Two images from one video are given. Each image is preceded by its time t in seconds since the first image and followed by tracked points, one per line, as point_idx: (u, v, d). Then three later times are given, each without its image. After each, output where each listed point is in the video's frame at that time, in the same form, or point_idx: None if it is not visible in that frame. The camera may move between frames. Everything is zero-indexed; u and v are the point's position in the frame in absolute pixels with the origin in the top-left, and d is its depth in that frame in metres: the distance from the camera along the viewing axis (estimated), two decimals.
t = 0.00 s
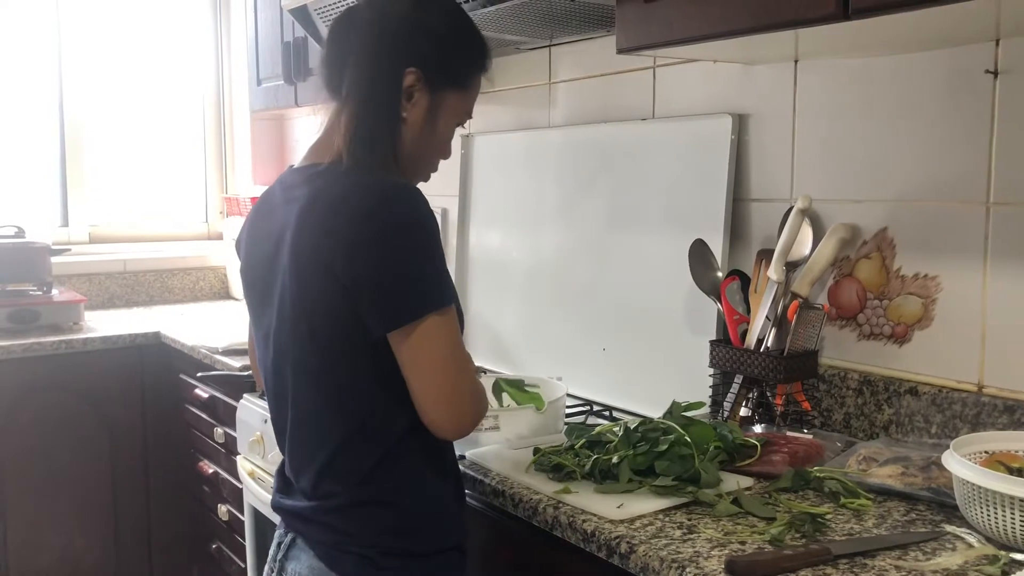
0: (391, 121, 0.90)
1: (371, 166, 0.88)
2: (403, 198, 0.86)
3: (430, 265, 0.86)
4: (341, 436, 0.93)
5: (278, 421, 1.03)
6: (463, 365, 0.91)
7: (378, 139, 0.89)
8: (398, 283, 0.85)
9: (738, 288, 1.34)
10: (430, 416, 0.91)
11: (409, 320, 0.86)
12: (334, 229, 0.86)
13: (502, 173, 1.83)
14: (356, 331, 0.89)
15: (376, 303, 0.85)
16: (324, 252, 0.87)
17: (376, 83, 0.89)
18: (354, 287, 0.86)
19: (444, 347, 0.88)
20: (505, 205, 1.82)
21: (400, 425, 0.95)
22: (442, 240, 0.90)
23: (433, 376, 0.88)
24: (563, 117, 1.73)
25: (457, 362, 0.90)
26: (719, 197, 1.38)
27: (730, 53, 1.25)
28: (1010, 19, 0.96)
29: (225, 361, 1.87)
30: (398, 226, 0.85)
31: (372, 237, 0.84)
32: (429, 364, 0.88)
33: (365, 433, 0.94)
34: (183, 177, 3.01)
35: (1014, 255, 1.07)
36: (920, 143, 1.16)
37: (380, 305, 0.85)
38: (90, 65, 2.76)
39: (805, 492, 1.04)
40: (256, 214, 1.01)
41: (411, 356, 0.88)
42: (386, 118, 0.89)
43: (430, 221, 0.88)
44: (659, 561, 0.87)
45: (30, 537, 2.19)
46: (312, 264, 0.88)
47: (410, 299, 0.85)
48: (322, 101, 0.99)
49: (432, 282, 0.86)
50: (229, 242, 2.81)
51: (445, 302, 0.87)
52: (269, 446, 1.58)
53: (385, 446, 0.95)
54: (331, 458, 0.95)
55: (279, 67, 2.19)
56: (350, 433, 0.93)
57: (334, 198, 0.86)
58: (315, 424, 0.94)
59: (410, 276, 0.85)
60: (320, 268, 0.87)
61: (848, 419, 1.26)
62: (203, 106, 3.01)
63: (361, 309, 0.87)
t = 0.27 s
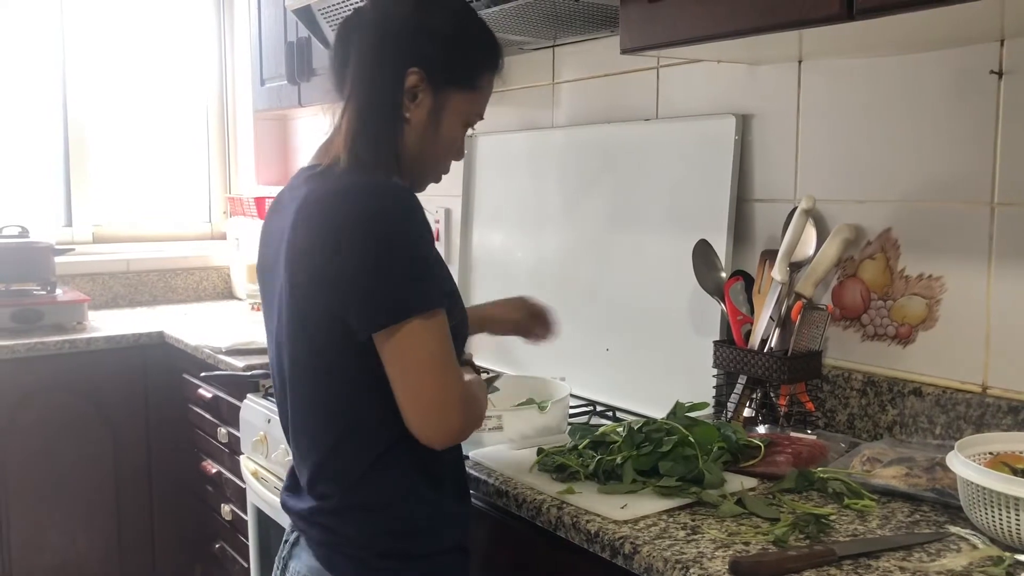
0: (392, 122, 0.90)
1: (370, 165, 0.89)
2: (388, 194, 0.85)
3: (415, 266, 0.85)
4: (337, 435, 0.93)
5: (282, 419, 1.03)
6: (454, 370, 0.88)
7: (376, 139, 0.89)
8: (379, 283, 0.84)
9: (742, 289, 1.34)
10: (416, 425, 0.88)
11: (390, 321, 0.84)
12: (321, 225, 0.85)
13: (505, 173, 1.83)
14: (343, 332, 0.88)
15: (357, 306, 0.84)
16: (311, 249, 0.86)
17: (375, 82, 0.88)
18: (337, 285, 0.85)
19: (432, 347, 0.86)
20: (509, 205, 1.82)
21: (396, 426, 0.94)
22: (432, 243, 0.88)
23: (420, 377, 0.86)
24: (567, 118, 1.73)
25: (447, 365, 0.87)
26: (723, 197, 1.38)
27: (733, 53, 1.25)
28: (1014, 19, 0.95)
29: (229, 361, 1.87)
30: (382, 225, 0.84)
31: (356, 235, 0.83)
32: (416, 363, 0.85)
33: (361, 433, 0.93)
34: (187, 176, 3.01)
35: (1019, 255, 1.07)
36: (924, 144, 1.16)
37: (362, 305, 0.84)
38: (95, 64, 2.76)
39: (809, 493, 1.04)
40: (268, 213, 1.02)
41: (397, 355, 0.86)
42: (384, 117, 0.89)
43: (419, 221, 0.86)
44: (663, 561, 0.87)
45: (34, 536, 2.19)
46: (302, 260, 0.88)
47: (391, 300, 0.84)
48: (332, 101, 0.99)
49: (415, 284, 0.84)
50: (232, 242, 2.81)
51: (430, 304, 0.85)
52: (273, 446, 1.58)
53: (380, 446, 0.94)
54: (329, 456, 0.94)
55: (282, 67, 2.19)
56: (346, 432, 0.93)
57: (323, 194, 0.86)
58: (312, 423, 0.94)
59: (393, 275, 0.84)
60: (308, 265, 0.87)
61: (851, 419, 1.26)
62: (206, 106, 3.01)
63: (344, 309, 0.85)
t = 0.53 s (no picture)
0: (393, 122, 0.89)
1: (367, 164, 0.89)
2: (359, 203, 0.84)
3: (381, 272, 0.82)
4: (336, 438, 0.93)
5: (282, 425, 1.03)
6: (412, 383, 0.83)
7: (375, 137, 0.89)
8: (341, 290, 0.81)
9: (744, 289, 1.34)
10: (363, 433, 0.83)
11: (347, 328, 0.81)
12: (295, 233, 0.85)
13: (508, 173, 1.83)
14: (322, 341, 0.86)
15: (320, 315, 0.82)
16: (287, 257, 0.86)
17: (376, 81, 0.88)
18: (305, 293, 0.83)
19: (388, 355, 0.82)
20: (511, 205, 1.82)
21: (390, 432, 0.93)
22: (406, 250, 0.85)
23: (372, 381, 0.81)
24: (569, 118, 1.73)
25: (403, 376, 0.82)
26: (725, 197, 1.38)
27: (736, 53, 1.25)
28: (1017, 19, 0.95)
29: (231, 360, 1.87)
30: (349, 232, 0.82)
31: (322, 241, 0.82)
32: (367, 368, 0.81)
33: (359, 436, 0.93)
34: (189, 176, 3.01)
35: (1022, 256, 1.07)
36: (928, 143, 1.15)
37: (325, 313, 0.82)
38: (97, 65, 2.77)
39: (811, 494, 1.04)
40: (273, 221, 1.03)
41: (348, 358, 0.82)
42: (383, 115, 0.89)
43: (387, 227, 0.84)
44: (665, 562, 0.87)
45: (36, 536, 2.19)
46: (281, 269, 0.87)
47: (352, 306, 0.81)
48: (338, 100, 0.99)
49: (378, 291, 0.81)
50: (234, 242, 2.81)
51: (393, 313, 0.82)
52: (275, 446, 1.58)
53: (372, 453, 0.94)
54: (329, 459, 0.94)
55: (284, 67, 2.19)
56: (344, 435, 0.93)
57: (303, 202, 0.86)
58: (312, 426, 0.94)
59: (356, 281, 0.81)
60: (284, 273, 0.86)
61: (854, 420, 1.26)
62: (209, 106, 3.02)
63: (310, 317, 0.84)
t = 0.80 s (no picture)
0: (403, 124, 0.89)
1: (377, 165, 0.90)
2: (342, 207, 0.84)
3: (358, 276, 0.82)
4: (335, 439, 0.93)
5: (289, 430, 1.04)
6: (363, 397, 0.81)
7: (383, 139, 0.89)
8: (318, 292, 0.81)
9: (746, 290, 1.34)
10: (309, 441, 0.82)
11: (317, 330, 0.80)
12: (292, 234, 0.86)
13: (509, 174, 1.83)
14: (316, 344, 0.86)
15: (300, 316, 0.82)
16: (281, 260, 0.86)
17: (388, 82, 0.88)
18: (292, 295, 0.84)
19: (338, 365, 0.80)
20: (513, 206, 1.82)
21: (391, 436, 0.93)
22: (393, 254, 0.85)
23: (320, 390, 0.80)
24: (571, 118, 1.73)
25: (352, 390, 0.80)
26: (727, 198, 1.38)
27: (737, 54, 1.25)
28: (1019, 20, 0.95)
29: (233, 361, 1.87)
30: (334, 234, 0.82)
31: (314, 242, 0.82)
32: (318, 376, 0.80)
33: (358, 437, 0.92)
34: (191, 177, 3.02)
35: None
36: (930, 144, 1.15)
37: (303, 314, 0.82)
38: (99, 66, 2.77)
39: (813, 495, 1.04)
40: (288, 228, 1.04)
41: (303, 365, 0.81)
42: (394, 116, 0.89)
43: (369, 232, 0.83)
44: (667, 563, 0.87)
45: (39, 536, 2.20)
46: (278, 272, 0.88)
47: (325, 308, 0.80)
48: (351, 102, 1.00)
49: (351, 295, 0.81)
50: (237, 243, 2.81)
51: (373, 317, 0.81)
52: (277, 447, 1.58)
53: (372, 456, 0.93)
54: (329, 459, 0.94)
55: (286, 68, 2.19)
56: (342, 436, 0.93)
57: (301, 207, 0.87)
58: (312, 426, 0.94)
59: (332, 285, 0.81)
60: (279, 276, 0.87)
61: (856, 421, 1.25)
62: (211, 107, 3.02)
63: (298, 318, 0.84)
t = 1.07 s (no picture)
0: (409, 125, 0.89)
1: (383, 168, 0.89)
2: (352, 211, 0.84)
3: (368, 281, 0.82)
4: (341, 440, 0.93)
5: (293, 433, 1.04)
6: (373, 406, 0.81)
7: (389, 141, 0.89)
8: (329, 296, 0.81)
9: (749, 291, 1.34)
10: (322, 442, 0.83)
11: (325, 334, 0.81)
12: (299, 238, 0.86)
13: (512, 174, 1.83)
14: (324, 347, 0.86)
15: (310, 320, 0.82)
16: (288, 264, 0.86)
17: (395, 84, 0.88)
18: (301, 299, 0.84)
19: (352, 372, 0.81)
20: (515, 207, 1.82)
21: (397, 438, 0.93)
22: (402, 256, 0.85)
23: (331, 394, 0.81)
24: (574, 119, 1.73)
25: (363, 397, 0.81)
26: (730, 199, 1.38)
27: (740, 55, 1.25)
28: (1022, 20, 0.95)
29: (236, 362, 1.88)
30: (341, 237, 0.82)
31: (322, 245, 0.83)
32: (329, 381, 0.81)
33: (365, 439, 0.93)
34: (194, 178, 3.02)
35: None
36: (933, 144, 1.15)
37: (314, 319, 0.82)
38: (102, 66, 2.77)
39: (816, 495, 1.04)
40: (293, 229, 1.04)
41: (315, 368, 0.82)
42: (401, 118, 0.89)
43: (380, 237, 0.83)
44: (670, 564, 0.87)
45: (43, 537, 2.20)
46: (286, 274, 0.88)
47: (336, 313, 0.80)
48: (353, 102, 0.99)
49: (362, 299, 0.81)
50: (239, 243, 2.81)
51: (386, 320, 0.82)
52: (280, 447, 1.58)
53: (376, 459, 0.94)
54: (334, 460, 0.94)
55: (289, 69, 2.20)
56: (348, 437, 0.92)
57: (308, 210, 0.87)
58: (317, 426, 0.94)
59: (343, 289, 0.81)
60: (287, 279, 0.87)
61: (859, 422, 1.26)
62: (214, 107, 3.02)
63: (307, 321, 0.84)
